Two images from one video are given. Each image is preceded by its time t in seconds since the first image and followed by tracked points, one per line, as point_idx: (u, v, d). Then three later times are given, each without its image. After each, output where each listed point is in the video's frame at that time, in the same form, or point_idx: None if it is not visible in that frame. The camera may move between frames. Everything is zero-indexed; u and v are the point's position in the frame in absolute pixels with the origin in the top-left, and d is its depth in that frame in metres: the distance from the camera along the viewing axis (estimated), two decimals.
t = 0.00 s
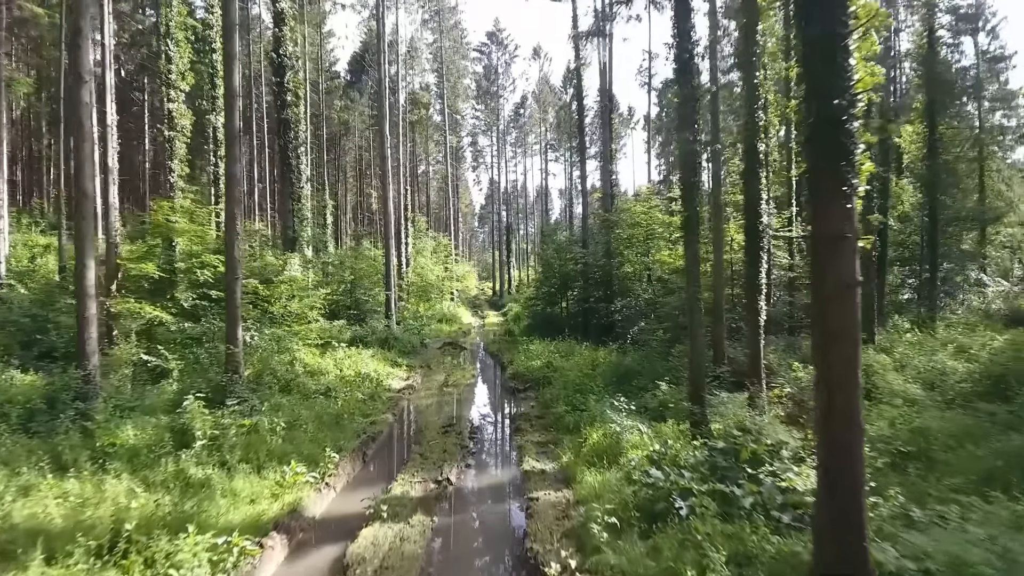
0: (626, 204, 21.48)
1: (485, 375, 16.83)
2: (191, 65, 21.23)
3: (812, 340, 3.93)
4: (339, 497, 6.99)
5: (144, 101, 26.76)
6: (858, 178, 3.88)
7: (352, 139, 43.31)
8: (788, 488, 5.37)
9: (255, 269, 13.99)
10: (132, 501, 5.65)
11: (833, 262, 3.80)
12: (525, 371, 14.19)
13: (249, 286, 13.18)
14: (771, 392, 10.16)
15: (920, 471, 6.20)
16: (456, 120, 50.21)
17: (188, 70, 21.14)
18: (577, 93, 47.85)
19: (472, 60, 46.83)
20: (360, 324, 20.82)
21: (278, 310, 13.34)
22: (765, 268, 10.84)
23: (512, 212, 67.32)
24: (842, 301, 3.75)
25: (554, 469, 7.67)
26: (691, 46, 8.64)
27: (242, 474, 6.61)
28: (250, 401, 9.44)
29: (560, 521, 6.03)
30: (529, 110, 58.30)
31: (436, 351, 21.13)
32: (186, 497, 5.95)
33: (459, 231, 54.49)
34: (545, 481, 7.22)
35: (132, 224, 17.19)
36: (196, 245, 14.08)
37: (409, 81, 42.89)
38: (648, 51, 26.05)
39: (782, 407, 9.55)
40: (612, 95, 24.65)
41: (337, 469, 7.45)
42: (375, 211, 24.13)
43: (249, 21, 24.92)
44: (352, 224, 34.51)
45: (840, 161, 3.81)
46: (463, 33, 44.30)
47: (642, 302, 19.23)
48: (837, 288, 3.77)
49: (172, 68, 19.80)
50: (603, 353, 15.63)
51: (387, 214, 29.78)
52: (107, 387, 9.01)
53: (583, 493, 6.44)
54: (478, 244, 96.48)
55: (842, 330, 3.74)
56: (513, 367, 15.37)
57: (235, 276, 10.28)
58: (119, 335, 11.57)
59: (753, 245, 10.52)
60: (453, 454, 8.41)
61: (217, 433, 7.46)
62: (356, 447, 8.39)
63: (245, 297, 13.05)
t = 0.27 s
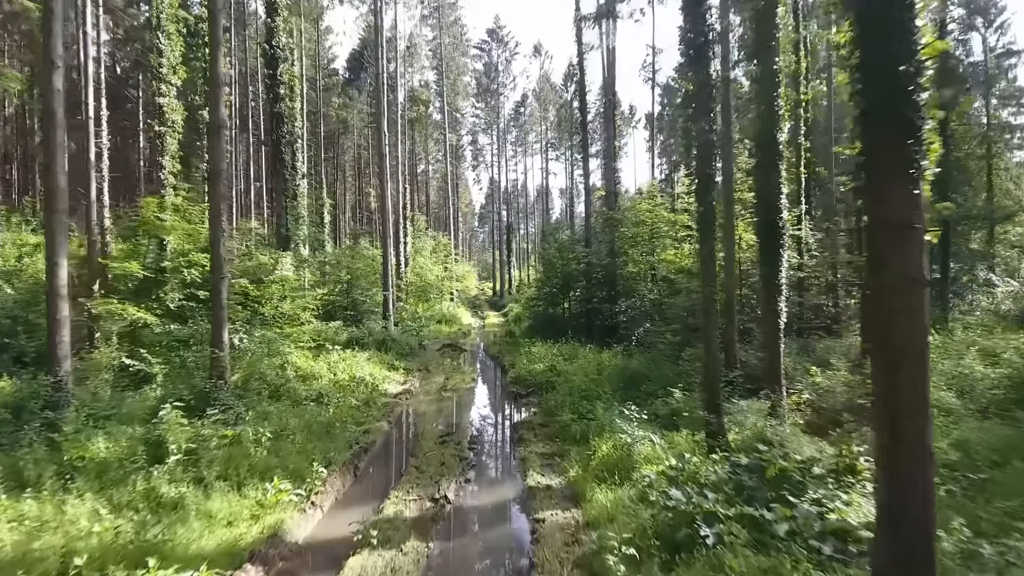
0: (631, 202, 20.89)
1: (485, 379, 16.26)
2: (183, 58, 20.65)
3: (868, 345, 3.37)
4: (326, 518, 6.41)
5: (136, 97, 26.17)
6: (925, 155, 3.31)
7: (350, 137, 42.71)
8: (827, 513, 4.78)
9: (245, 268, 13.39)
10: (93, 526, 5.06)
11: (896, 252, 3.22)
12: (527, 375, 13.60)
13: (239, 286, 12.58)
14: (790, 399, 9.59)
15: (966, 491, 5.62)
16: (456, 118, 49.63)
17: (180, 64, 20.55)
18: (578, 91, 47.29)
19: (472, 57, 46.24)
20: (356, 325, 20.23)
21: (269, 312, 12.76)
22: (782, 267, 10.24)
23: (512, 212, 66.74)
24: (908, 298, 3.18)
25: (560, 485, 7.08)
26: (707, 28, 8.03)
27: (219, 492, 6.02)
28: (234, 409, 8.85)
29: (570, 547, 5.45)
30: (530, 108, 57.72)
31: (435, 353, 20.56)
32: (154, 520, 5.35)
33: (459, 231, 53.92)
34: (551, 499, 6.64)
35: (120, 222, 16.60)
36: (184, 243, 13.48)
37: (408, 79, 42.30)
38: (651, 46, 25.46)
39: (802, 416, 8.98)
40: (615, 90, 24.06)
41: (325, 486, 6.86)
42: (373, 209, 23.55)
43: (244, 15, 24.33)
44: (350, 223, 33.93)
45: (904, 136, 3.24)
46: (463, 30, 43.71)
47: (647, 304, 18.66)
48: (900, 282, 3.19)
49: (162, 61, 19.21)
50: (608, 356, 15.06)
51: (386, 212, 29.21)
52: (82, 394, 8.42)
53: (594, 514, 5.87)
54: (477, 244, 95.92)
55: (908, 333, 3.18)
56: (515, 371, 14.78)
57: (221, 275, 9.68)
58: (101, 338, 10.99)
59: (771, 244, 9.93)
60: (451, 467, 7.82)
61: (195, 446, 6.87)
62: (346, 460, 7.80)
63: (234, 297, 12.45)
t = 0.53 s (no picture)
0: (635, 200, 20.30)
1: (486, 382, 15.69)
2: (174, 51, 20.05)
3: (954, 345, 2.88)
4: (311, 544, 5.84)
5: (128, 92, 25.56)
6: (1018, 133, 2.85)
7: (348, 134, 42.11)
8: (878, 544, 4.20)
9: (235, 267, 12.80)
10: (46, 555, 4.44)
11: (986, 243, 2.75)
12: (530, 379, 13.03)
13: (227, 286, 11.99)
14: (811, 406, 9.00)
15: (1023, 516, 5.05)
16: (456, 116, 49.02)
17: (171, 57, 19.96)
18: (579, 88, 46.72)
19: (472, 54, 45.65)
20: (352, 326, 19.65)
21: (259, 313, 12.17)
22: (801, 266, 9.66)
23: (513, 211, 66.15)
24: (1004, 296, 2.71)
25: (568, 504, 6.50)
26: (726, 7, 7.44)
27: (192, 514, 5.44)
28: (218, 418, 8.27)
29: None
30: (530, 106, 57.14)
31: (434, 355, 19.99)
32: (115, 548, 4.75)
33: (459, 230, 53.33)
34: (559, 521, 6.06)
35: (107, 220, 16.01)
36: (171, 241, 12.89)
37: (407, 76, 41.71)
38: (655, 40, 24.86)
39: (826, 425, 8.40)
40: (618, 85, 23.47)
41: (311, 505, 6.30)
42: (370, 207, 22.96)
43: (238, 8, 23.74)
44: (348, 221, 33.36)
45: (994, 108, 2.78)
46: (462, 26, 43.11)
47: (652, 304, 18.09)
48: (993, 277, 2.73)
49: (152, 54, 18.62)
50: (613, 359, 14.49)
51: (384, 211, 28.62)
52: (53, 401, 7.83)
53: (608, 541, 5.28)
54: (477, 244, 95.35)
55: (1004, 336, 2.71)
56: (516, 374, 14.21)
57: (205, 275, 9.07)
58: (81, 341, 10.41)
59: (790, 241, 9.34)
60: (449, 483, 7.24)
61: (170, 461, 6.28)
62: (336, 475, 7.22)
63: (222, 297, 11.85)
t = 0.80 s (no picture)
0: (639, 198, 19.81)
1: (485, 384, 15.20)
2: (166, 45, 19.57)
3: None
4: (294, 570, 5.36)
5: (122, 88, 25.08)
6: None
7: (347, 133, 41.63)
8: None
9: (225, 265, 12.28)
10: None
11: None
12: (531, 382, 12.53)
13: (216, 286, 11.48)
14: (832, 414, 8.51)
15: None
16: (456, 115, 48.55)
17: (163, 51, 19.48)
18: (580, 87, 46.26)
19: (472, 51, 45.18)
20: (348, 327, 19.15)
21: (249, 314, 11.67)
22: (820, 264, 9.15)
23: (513, 210, 65.65)
24: None
25: (576, 523, 6.01)
26: None
27: (161, 538, 4.94)
28: (201, 426, 7.78)
29: None
30: (531, 104, 56.67)
31: (433, 357, 19.50)
32: None
33: (459, 229, 52.86)
34: (566, 543, 5.56)
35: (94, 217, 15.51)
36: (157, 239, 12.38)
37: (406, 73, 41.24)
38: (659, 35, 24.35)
39: (848, 434, 7.90)
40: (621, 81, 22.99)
41: (296, 526, 5.82)
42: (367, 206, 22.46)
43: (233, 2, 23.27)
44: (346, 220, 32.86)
45: None
46: (462, 23, 42.64)
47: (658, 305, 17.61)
48: None
49: (143, 48, 18.15)
50: (618, 361, 13.99)
51: (382, 210, 28.10)
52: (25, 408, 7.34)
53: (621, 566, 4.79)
54: (478, 244, 94.87)
55: None
56: (517, 377, 13.70)
57: (189, 274, 8.56)
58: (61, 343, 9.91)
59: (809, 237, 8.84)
60: (447, 498, 6.74)
61: (143, 475, 5.78)
62: (325, 489, 6.75)
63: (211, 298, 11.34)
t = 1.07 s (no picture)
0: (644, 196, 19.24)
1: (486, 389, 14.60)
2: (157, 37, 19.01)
3: None
4: None
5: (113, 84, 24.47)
6: None
7: (345, 131, 41.05)
8: None
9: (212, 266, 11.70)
10: None
11: None
12: (533, 387, 11.93)
13: (202, 287, 10.89)
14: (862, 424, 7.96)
15: None
16: (456, 113, 47.97)
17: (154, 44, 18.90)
18: (581, 84, 45.68)
19: (472, 48, 44.63)
20: (344, 329, 18.54)
21: (237, 317, 11.09)
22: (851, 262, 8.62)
23: (514, 210, 65.06)
24: None
25: (586, 550, 5.44)
26: None
27: (120, 571, 4.37)
28: (178, 438, 7.20)
29: None
30: (531, 103, 56.10)
31: (432, 360, 18.89)
32: None
33: (458, 229, 52.26)
34: None
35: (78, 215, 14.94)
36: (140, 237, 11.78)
37: (406, 71, 40.67)
38: (664, 30, 23.82)
39: (878, 446, 7.36)
40: (625, 75, 22.42)
41: (273, 557, 5.28)
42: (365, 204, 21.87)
43: None
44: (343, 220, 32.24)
45: None
46: (462, 19, 42.05)
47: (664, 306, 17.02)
48: None
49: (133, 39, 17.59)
50: (624, 365, 13.39)
51: (380, 208, 27.49)
52: None
53: None
54: (478, 244, 94.27)
55: None
56: (519, 382, 13.11)
57: (167, 273, 7.96)
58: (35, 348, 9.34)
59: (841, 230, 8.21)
60: (444, 519, 6.19)
61: (106, 496, 5.22)
62: (311, 510, 6.20)
63: (197, 299, 10.77)
